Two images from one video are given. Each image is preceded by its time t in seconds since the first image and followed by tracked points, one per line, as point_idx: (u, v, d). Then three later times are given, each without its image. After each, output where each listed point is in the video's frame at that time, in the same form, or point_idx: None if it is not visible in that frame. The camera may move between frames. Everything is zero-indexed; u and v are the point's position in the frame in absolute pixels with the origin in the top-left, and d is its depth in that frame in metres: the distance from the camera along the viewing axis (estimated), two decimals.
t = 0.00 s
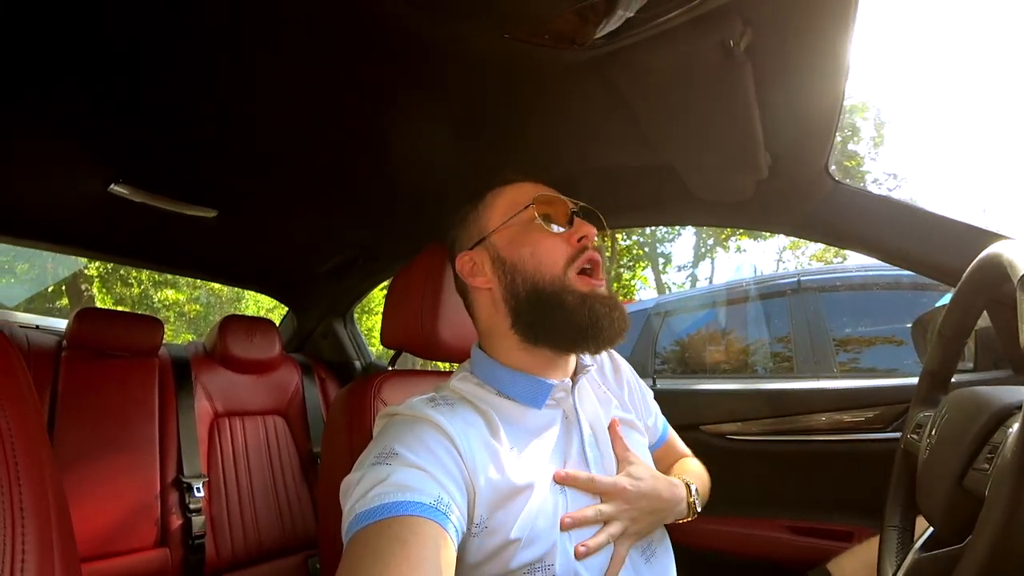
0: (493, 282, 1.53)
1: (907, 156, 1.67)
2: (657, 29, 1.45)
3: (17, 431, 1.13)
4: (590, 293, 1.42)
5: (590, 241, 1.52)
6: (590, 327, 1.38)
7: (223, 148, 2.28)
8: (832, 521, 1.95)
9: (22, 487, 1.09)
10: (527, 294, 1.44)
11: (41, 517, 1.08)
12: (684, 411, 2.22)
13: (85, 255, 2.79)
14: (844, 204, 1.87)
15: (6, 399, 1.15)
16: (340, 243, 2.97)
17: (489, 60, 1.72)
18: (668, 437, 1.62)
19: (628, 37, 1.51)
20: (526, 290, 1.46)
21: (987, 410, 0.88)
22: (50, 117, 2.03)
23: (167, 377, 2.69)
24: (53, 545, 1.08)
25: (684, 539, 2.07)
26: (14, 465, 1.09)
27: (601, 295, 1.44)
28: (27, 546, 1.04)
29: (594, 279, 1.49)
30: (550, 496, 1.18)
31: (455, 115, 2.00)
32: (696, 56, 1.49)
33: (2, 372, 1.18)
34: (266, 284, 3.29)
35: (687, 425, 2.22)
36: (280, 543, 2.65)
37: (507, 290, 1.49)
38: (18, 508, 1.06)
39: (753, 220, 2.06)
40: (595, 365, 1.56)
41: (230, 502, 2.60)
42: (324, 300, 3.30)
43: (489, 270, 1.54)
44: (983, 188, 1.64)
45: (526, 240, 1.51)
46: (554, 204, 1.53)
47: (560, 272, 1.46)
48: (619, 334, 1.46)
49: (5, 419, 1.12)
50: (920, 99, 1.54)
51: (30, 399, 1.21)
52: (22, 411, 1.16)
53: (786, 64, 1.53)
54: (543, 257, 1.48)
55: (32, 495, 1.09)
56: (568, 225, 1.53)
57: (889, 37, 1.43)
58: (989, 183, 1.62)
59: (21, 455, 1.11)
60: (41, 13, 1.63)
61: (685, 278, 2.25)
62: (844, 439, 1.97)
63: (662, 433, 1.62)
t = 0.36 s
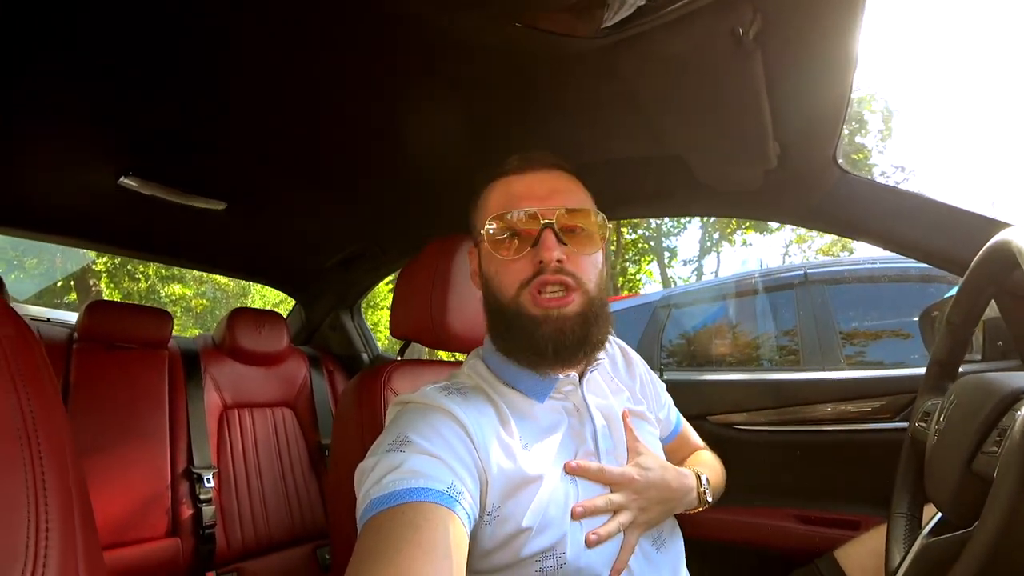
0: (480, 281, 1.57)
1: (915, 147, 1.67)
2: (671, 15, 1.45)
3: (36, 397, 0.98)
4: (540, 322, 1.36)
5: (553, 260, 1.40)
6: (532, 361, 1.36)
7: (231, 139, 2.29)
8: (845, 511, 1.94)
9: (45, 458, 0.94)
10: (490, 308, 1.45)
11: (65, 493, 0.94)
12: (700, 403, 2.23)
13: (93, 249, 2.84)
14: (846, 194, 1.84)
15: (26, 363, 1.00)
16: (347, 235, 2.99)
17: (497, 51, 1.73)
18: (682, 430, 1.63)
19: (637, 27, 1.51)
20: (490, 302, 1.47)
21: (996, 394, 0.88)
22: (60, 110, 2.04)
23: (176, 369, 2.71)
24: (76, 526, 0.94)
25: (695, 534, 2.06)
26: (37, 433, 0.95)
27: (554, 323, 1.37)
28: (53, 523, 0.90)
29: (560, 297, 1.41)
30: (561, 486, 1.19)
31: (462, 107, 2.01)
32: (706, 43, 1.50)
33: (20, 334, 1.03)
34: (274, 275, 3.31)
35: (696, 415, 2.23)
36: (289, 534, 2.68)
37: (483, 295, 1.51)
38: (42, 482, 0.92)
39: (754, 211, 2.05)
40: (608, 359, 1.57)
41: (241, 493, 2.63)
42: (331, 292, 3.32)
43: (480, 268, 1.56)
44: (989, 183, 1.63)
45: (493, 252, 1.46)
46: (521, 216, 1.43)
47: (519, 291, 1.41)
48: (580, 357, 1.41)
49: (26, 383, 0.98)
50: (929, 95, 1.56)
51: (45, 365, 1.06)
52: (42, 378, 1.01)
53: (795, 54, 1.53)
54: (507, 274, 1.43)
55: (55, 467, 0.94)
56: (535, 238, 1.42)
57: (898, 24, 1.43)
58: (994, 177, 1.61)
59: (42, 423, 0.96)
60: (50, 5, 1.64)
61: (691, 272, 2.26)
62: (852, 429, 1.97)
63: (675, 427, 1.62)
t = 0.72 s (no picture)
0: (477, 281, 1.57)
1: (915, 148, 1.68)
2: (677, 15, 1.46)
3: (53, 385, 0.99)
4: (534, 322, 1.36)
5: (546, 262, 1.41)
6: (527, 359, 1.35)
7: (235, 137, 2.30)
8: (842, 509, 1.96)
9: (62, 446, 0.95)
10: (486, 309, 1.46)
11: (80, 481, 0.95)
12: (703, 401, 2.24)
13: (92, 246, 2.84)
14: (846, 194, 1.87)
15: (42, 350, 1.00)
16: (349, 233, 3.00)
17: (501, 49, 1.74)
18: (682, 424, 1.65)
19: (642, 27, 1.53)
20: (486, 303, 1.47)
21: (996, 387, 0.90)
22: (66, 106, 2.05)
23: (179, 365, 2.72)
24: (90, 514, 0.95)
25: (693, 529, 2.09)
26: (54, 420, 0.95)
27: (549, 323, 1.36)
28: (69, 511, 0.91)
29: (555, 298, 1.42)
30: (564, 482, 1.20)
31: (465, 105, 2.02)
32: (710, 43, 1.50)
33: (36, 321, 1.03)
34: (275, 273, 3.32)
35: (696, 412, 2.25)
36: (292, 531, 2.69)
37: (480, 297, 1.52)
38: (59, 469, 0.92)
39: (760, 210, 2.07)
40: (611, 354, 1.58)
41: (242, 490, 2.63)
42: (333, 290, 3.33)
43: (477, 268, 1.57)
44: (989, 184, 1.64)
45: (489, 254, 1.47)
46: (514, 218, 1.45)
47: (515, 293, 1.42)
48: (576, 356, 1.39)
49: (43, 371, 0.98)
50: (930, 102, 1.58)
51: (58, 353, 1.06)
52: (57, 366, 1.02)
53: (798, 53, 1.54)
54: (501, 276, 1.45)
55: (71, 455, 0.95)
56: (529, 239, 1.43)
57: (899, 25, 1.44)
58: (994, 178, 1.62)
59: (59, 411, 0.97)
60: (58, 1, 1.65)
61: (690, 273, 2.27)
62: (852, 428, 1.98)
63: (677, 420, 1.64)
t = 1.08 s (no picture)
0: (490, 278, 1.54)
1: (915, 148, 1.67)
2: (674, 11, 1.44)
3: (37, 391, 0.97)
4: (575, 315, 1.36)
5: (586, 255, 1.42)
6: (566, 352, 1.35)
7: (232, 137, 2.28)
8: (843, 512, 1.94)
9: (45, 454, 0.93)
10: (513, 303, 1.42)
11: (64, 490, 0.94)
12: (700, 403, 2.23)
13: (92, 246, 2.83)
14: (846, 195, 1.86)
15: (27, 357, 0.99)
16: (348, 233, 2.99)
17: (499, 49, 1.73)
18: (676, 423, 1.64)
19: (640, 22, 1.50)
20: (511, 297, 1.43)
21: (998, 395, 0.88)
22: (61, 108, 2.04)
23: (175, 367, 2.70)
24: (74, 522, 0.94)
25: (691, 535, 2.08)
26: (37, 427, 0.94)
27: (589, 317, 1.37)
28: (52, 519, 0.90)
29: (590, 293, 1.43)
30: (560, 486, 1.19)
31: (462, 105, 2.00)
32: (709, 42, 1.49)
33: (21, 328, 1.02)
34: (273, 274, 3.31)
35: (695, 415, 2.23)
36: (290, 532, 2.69)
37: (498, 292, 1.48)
38: (42, 477, 0.91)
39: (758, 208, 2.05)
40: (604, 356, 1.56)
41: (239, 491, 2.62)
42: (331, 290, 3.32)
43: (487, 264, 1.54)
44: (989, 182, 1.63)
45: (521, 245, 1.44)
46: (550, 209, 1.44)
47: (552, 285, 1.41)
48: (604, 349, 1.41)
49: (26, 377, 0.97)
50: (931, 97, 1.56)
51: (45, 360, 1.06)
52: (42, 372, 1.01)
53: (799, 51, 1.52)
54: (534, 269, 1.42)
55: (55, 463, 0.94)
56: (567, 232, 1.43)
57: (900, 23, 1.43)
58: (994, 178, 1.61)
59: (42, 418, 0.96)
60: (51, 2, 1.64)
61: (690, 273, 2.25)
62: (851, 430, 1.97)
63: (670, 419, 1.64)
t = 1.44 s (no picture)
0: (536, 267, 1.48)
1: (920, 149, 1.67)
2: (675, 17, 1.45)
3: (48, 390, 0.98)
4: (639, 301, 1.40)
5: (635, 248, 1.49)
6: (625, 335, 1.36)
7: (236, 138, 2.30)
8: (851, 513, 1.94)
9: (57, 452, 0.95)
10: (576, 286, 1.39)
11: (76, 487, 0.95)
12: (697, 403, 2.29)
13: (98, 245, 2.87)
14: (848, 197, 1.86)
15: (38, 355, 1.00)
16: (351, 234, 3.00)
17: (501, 53, 1.74)
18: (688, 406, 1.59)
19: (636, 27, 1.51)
20: (572, 282, 1.41)
21: (994, 398, 0.89)
22: (67, 107, 2.06)
23: (180, 366, 2.70)
24: (85, 519, 0.95)
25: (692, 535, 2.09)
26: (49, 424, 0.95)
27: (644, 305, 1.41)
28: (63, 517, 0.91)
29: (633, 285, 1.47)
30: (561, 485, 1.20)
31: (465, 107, 2.02)
32: (710, 46, 1.50)
33: (32, 326, 1.03)
34: (277, 273, 3.33)
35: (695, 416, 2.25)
36: (292, 530, 2.70)
37: (551, 280, 1.44)
38: (54, 475, 0.92)
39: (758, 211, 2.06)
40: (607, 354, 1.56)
41: (244, 489, 2.64)
42: (335, 290, 3.34)
43: (534, 252, 1.48)
44: (990, 185, 1.63)
45: (579, 234, 1.46)
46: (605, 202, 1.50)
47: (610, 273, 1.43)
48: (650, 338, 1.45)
49: (38, 374, 0.98)
50: (929, 100, 1.57)
51: (56, 357, 1.07)
52: (53, 370, 1.02)
53: (800, 55, 1.53)
54: (594, 255, 1.44)
55: (66, 460, 0.95)
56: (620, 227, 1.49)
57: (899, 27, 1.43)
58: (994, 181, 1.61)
59: (54, 415, 0.97)
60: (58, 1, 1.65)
61: (694, 273, 2.26)
62: (852, 432, 1.97)
63: (682, 401, 1.59)
